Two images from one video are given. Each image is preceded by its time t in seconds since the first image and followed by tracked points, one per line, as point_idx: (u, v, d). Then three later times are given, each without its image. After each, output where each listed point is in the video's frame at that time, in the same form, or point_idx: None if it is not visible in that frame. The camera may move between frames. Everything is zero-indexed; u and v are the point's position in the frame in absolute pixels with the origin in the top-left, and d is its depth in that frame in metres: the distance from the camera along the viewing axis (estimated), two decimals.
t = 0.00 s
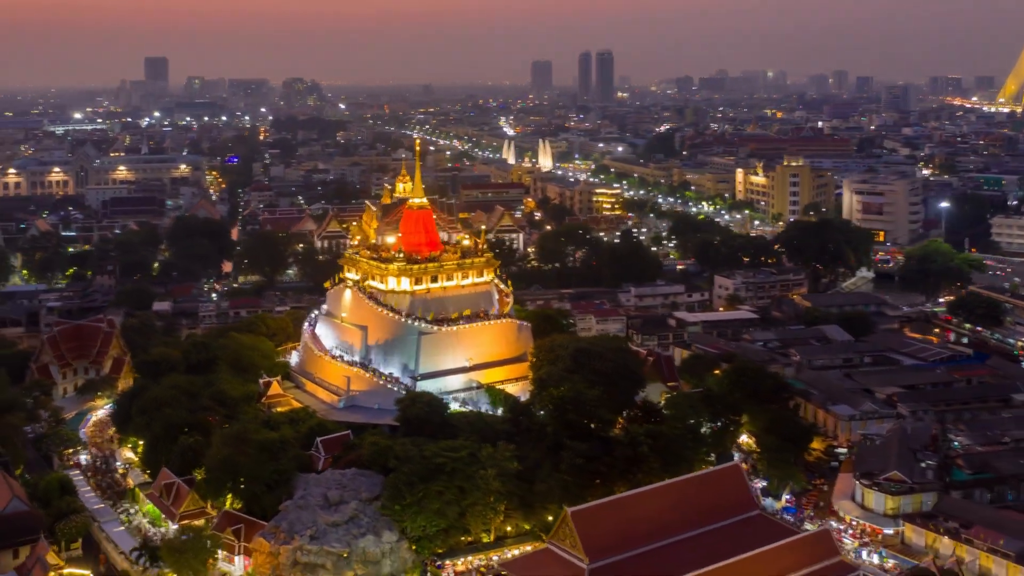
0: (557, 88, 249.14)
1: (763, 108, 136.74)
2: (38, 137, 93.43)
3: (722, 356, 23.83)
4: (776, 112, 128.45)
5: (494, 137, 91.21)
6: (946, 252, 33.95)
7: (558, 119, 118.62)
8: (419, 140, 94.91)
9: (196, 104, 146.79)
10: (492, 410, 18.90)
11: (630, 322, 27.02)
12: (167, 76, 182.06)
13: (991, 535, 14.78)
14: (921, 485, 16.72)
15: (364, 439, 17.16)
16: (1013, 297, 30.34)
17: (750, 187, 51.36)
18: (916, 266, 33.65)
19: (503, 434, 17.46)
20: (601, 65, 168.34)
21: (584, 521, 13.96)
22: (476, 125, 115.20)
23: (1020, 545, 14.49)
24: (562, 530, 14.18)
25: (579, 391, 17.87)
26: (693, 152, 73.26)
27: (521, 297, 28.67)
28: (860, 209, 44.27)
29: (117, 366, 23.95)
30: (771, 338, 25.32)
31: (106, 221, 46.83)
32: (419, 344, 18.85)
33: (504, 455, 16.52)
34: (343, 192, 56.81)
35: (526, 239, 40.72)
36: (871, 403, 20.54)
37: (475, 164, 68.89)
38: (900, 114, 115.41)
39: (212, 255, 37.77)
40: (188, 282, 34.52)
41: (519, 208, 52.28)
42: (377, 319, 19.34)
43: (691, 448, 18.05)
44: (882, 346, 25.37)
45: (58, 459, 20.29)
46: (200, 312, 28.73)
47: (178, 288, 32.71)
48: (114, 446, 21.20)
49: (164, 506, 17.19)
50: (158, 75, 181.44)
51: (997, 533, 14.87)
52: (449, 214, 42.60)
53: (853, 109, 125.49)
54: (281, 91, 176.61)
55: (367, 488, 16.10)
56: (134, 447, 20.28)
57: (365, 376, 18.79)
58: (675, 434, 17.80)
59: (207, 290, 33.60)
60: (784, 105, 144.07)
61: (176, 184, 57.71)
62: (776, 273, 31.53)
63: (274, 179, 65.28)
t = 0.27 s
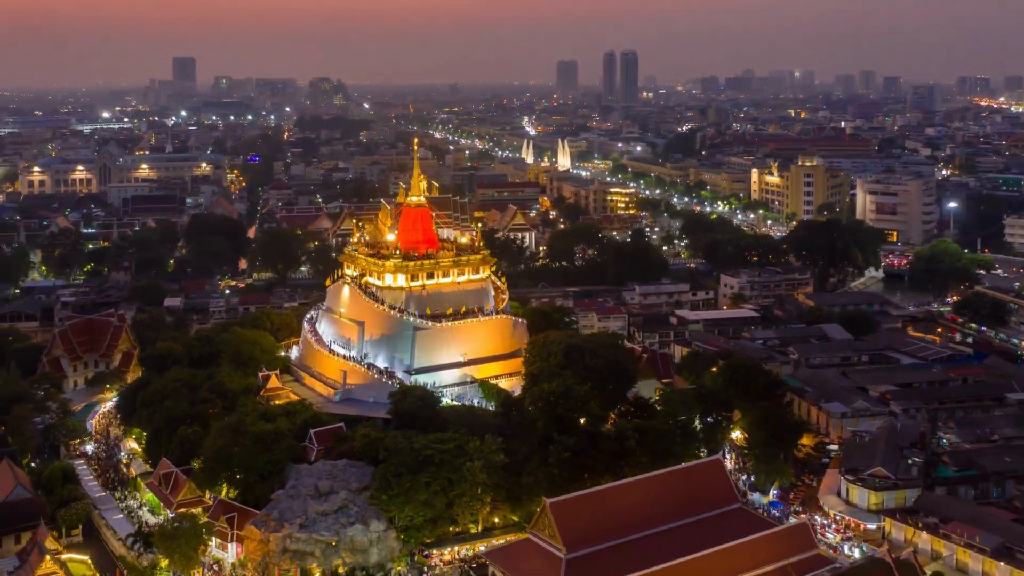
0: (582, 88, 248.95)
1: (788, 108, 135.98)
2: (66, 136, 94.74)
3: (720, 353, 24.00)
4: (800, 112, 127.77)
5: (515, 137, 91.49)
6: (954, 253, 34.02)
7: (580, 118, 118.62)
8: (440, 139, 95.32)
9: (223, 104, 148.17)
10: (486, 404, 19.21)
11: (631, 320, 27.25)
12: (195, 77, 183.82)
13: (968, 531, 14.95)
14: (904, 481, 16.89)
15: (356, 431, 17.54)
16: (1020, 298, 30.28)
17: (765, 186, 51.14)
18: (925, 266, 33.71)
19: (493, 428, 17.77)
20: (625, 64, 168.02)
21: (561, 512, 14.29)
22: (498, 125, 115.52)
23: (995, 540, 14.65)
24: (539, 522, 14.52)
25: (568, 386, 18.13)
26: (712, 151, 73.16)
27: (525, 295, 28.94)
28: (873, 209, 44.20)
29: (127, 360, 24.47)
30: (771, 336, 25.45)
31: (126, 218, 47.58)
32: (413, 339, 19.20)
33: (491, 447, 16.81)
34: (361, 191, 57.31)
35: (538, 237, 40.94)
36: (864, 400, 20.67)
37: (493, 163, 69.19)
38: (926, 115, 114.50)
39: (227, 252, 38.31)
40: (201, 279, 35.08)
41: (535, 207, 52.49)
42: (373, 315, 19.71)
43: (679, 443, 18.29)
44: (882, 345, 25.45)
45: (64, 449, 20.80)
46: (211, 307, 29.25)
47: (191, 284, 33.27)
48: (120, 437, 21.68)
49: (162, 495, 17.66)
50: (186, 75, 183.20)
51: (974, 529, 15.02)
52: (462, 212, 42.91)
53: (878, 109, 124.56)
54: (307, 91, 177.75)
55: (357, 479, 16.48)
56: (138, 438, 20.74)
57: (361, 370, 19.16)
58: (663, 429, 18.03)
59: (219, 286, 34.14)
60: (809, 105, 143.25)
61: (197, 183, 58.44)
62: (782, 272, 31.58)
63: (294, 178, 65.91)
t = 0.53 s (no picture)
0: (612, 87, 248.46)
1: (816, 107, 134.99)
2: (98, 135, 96.29)
3: (718, 350, 24.25)
4: (828, 112, 126.84)
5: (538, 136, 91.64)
6: (964, 251, 33.81)
7: (605, 117, 118.56)
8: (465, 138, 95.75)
9: (252, 103, 149.55)
10: (479, 398, 19.57)
11: (633, 317, 27.55)
12: (226, 76, 185.64)
13: (942, 524, 15.19)
14: (886, 476, 17.12)
15: (349, 422, 18.01)
16: None
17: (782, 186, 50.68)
18: (933, 267, 33.74)
19: (482, 420, 18.19)
20: (653, 64, 167.55)
21: (538, 500, 14.62)
22: (524, 123, 116.06)
23: (968, 534, 14.90)
24: (519, 510, 14.87)
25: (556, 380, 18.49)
26: (734, 151, 72.98)
27: (531, 292, 29.30)
28: (888, 209, 44.09)
29: (137, 352, 25.12)
30: (770, 333, 25.66)
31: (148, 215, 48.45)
32: (408, 333, 19.62)
33: (477, 438, 17.21)
34: (381, 190, 57.86)
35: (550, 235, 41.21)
36: (855, 397, 20.86)
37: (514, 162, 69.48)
38: (956, 115, 113.33)
39: (244, 249, 38.97)
40: (217, 275, 35.76)
41: (553, 205, 52.70)
42: (369, 309, 20.16)
43: (665, 437, 18.59)
44: (881, 343, 25.58)
45: (73, 438, 21.44)
46: (222, 303, 29.87)
47: (206, 280, 33.94)
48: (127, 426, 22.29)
49: (162, 482, 18.18)
50: (218, 75, 185.08)
51: (948, 523, 15.28)
52: (476, 210, 43.32)
53: (907, 108, 123.42)
54: (336, 90, 178.92)
55: (346, 468, 16.96)
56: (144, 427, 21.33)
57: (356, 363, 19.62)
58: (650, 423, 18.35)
59: (234, 282, 34.79)
60: (837, 104, 142.14)
61: (221, 181, 59.29)
62: (787, 271, 31.80)
63: (317, 176, 66.62)
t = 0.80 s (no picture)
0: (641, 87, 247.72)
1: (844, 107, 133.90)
2: (127, 133, 97.58)
3: (716, 347, 24.51)
4: (856, 112, 125.83)
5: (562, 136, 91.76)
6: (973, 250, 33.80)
7: (630, 116, 118.39)
8: (488, 137, 96.06)
9: (281, 103, 150.83)
10: (473, 391, 20.00)
11: (636, 314, 27.80)
12: (257, 76, 187.29)
13: (917, 518, 15.44)
14: (869, 471, 17.35)
15: (343, 413, 18.49)
16: None
17: (799, 186, 50.43)
18: (942, 267, 33.72)
19: (473, 412, 18.61)
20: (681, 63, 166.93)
21: (518, 488, 14.99)
22: (548, 122, 116.15)
23: (942, 527, 15.13)
24: (500, 498, 15.24)
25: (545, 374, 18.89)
26: (755, 151, 72.71)
27: (536, 289, 29.61)
28: (903, 209, 43.92)
29: (148, 345, 25.74)
30: (770, 331, 25.86)
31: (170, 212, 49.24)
32: (404, 327, 20.08)
33: (466, 429, 17.62)
34: (400, 187, 58.32)
35: (563, 234, 41.49)
36: (847, 394, 21.07)
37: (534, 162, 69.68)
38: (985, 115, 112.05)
39: (260, 245, 39.58)
40: (232, 271, 36.39)
41: (570, 204, 52.82)
42: (367, 304, 20.64)
43: (654, 431, 18.91)
44: (881, 342, 25.70)
45: (82, 427, 22.07)
46: (234, 298, 30.45)
47: (221, 276, 34.58)
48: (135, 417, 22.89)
49: (164, 469, 18.64)
50: (248, 75, 186.83)
51: (923, 516, 15.51)
52: (491, 209, 43.69)
53: (936, 108, 122.18)
54: (365, 90, 179.85)
55: (338, 457, 17.44)
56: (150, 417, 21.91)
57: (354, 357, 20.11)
58: (639, 417, 18.67)
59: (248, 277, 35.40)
60: (866, 104, 140.92)
61: (243, 179, 60.05)
62: (793, 270, 31.94)
63: (339, 174, 67.23)
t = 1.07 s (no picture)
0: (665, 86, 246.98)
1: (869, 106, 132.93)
2: (152, 132, 98.71)
3: (714, 344, 24.75)
4: (880, 111, 124.93)
5: (581, 135, 91.85)
6: (981, 250, 33.80)
7: (652, 115, 118.18)
8: (508, 136, 96.30)
9: (306, 102, 151.87)
10: (469, 384, 20.38)
11: (639, 310, 28.07)
12: (283, 76, 188.62)
13: (896, 511, 15.69)
14: (854, 465, 17.60)
15: (340, 405, 18.94)
16: None
17: (813, 185, 50.34)
18: (950, 266, 33.73)
19: (467, 405, 19.02)
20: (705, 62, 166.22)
21: (504, 478, 15.32)
22: (570, 121, 116.17)
23: (920, 520, 15.37)
24: (486, 488, 15.57)
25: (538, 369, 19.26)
26: (773, 150, 72.50)
27: (541, 286, 29.93)
28: (916, 209, 43.84)
29: (159, 339, 26.30)
30: (770, 329, 26.08)
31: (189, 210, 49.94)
32: (402, 323, 20.49)
33: (458, 422, 18.01)
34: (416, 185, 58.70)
35: (574, 232, 41.74)
36: (840, 390, 21.28)
37: (551, 161, 69.86)
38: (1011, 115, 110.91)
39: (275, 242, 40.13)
40: (246, 268, 36.94)
41: (585, 203, 52.94)
42: (367, 299, 21.06)
43: (646, 425, 19.24)
44: (881, 340, 25.85)
45: (91, 417, 22.67)
46: (246, 294, 31.01)
47: (235, 272, 35.15)
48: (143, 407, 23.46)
49: (167, 457, 19.09)
50: (274, 74, 188.21)
51: (903, 509, 15.75)
52: (504, 207, 44.00)
53: (961, 108, 121.12)
54: (389, 89, 180.54)
55: (333, 447, 17.89)
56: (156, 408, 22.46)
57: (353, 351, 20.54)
58: (630, 411, 18.99)
59: (261, 274, 35.94)
60: (891, 104, 139.81)
61: (263, 177, 60.71)
62: (799, 269, 32.10)
63: (358, 172, 67.77)
